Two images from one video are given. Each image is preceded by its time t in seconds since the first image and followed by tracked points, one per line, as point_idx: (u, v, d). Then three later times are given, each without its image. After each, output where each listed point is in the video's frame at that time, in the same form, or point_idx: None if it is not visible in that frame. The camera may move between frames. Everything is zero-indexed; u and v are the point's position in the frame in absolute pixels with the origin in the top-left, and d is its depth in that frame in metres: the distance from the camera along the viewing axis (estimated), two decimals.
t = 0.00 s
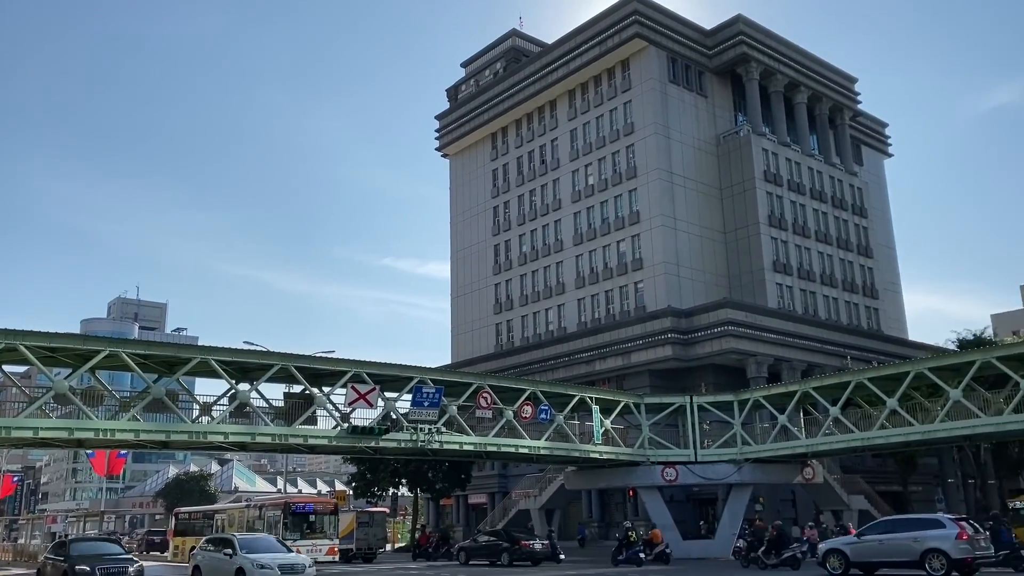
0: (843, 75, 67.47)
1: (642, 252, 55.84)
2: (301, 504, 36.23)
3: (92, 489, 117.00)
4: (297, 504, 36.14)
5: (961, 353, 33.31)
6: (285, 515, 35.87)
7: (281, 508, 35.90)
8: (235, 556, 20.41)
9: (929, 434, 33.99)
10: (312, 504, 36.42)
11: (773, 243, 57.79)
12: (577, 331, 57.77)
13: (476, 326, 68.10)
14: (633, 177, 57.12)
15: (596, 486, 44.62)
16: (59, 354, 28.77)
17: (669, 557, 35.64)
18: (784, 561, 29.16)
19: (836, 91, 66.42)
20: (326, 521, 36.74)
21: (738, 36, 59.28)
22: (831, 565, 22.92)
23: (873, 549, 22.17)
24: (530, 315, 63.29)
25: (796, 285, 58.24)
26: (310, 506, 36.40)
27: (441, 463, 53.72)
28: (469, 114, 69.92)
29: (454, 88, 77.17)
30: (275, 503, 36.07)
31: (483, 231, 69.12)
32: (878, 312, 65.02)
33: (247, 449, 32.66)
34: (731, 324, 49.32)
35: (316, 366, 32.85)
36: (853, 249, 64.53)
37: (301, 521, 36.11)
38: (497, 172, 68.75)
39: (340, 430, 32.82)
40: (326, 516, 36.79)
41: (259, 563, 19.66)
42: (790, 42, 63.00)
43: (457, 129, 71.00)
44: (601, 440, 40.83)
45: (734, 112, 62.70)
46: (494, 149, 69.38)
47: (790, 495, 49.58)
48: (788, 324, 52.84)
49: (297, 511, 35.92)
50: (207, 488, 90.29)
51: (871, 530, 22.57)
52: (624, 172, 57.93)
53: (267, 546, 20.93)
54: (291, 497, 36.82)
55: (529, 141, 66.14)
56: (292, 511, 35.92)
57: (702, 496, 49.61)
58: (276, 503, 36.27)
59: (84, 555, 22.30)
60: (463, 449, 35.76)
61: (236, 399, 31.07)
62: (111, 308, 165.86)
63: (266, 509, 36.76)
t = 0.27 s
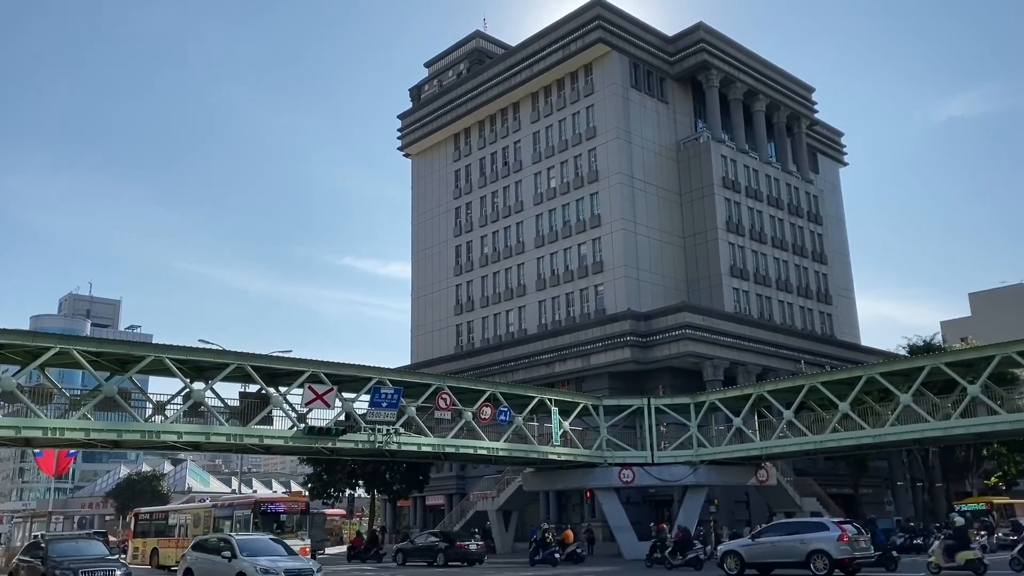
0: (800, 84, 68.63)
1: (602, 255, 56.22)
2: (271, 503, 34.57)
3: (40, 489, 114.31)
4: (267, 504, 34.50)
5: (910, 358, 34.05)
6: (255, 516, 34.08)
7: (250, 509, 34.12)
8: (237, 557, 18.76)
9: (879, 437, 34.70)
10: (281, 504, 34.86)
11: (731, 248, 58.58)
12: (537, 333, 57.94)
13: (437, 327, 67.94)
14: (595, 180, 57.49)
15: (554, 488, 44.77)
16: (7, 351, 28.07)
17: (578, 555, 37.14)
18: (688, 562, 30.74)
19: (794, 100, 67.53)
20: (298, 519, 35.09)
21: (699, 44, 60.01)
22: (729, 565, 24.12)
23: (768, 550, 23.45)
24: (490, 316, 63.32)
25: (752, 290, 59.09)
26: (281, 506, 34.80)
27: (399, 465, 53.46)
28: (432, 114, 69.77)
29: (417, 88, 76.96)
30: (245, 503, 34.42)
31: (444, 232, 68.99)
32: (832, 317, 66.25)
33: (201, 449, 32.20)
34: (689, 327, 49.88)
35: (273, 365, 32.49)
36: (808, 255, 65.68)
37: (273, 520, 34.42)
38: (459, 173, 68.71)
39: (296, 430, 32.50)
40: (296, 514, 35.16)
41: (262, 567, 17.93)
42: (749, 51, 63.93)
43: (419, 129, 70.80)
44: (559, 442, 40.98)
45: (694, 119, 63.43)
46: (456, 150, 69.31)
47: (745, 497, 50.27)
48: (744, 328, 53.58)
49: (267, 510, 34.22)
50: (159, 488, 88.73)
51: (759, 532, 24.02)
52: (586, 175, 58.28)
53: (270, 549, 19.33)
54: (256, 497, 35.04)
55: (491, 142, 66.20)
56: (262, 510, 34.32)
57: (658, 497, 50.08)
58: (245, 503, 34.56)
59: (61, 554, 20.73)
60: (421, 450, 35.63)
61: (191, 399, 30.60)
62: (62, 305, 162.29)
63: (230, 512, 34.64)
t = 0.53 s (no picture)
0: (761, 92, 69.50)
1: (565, 258, 56.31)
2: (242, 504, 33.03)
3: None
4: (238, 504, 32.87)
5: (865, 364, 34.56)
6: (224, 517, 32.37)
7: (219, 511, 32.40)
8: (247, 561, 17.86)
9: (833, 442, 35.16)
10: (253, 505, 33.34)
11: (691, 253, 59.08)
12: (498, 335, 57.82)
13: (397, 327, 67.44)
14: (558, 183, 57.58)
15: (512, 490, 44.63)
16: None
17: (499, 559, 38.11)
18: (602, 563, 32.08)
19: (754, 108, 68.38)
20: (270, 521, 33.80)
21: (662, 50, 60.45)
22: (637, 567, 24.88)
23: (675, 552, 24.18)
24: (451, 318, 63.04)
25: (712, 295, 59.65)
26: (252, 506, 33.33)
27: (356, 467, 52.90)
28: (395, 113, 69.30)
29: (380, 87, 76.42)
30: (214, 503, 32.62)
31: (406, 232, 68.55)
32: (789, 323, 67.16)
33: (154, 449, 31.47)
34: (649, 331, 50.16)
35: (229, 365, 31.89)
36: (766, 261, 66.52)
37: (243, 521, 32.97)
38: (422, 173, 68.34)
39: (252, 431, 31.94)
40: (268, 515, 33.85)
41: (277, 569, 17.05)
42: (711, 58, 64.58)
43: (382, 128, 70.28)
44: (519, 444, 40.85)
45: (657, 124, 63.89)
46: (419, 149, 68.93)
47: (702, 500, 50.63)
48: (703, 332, 54.04)
49: (239, 511, 32.70)
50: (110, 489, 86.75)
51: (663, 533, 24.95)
52: (549, 178, 58.35)
53: (281, 556, 18.32)
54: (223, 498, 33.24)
55: (455, 143, 65.97)
56: (234, 512, 32.66)
57: (616, 500, 50.25)
58: (215, 503, 32.72)
59: (50, 559, 17.91)
60: (379, 452, 35.25)
61: (144, 398, 29.89)
62: (10, 300, 158.10)
63: (195, 513, 32.64)
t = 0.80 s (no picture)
0: (724, 99, 70.33)
1: (529, 260, 56.40)
2: (219, 503, 30.84)
3: None
4: (213, 504, 30.69)
5: (822, 368, 35.08)
6: (201, 517, 30.39)
7: (195, 509, 30.39)
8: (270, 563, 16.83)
9: (791, 445, 35.64)
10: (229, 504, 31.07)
11: (654, 257, 59.57)
12: (462, 336, 57.71)
13: (359, 328, 66.97)
14: (524, 185, 57.68)
15: (473, 491, 44.55)
16: None
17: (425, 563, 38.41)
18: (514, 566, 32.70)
19: (717, 114, 69.17)
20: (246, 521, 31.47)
21: (628, 55, 60.89)
22: (554, 568, 26.77)
23: (590, 554, 26.04)
24: (414, 318, 62.77)
25: (674, 298, 60.20)
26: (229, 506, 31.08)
27: (316, 468, 52.43)
28: (360, 111, 68.86)
29: (345, 85, 75.88)
30: (188, 502, 30.63)
31: (370, 231, 68.13)
32: (749, 327, 68.01)
33: (108, 449, 30.87)
34: (612, 334, 50.45)
35: (187, 364, 31.38)
36: (727, 265, 67.31)
37: (218, 521, 30.72)
38: (387, 173, 67.98)
39: (210, 431, 31.47)
40: (244, 515, 31.54)
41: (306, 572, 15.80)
42: (676, 64, 65.19)
43: (347, 127, 69.78)
44: (481, 445, 40.77)
45: (622, 128, 64.32)
46: (384, 149, 68.57)
47: (661, 501, 51.02)
48: (666, 335, 54.48)
49: (214, 512, 30.51)
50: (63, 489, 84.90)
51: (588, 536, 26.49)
52: (515, 180, 58.43)
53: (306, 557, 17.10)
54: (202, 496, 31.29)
55: (420, 143, 65.75)
56: (207, 511, 30.53)
57: (577, 502, 50.44)
58: (189, 502, 30.73)
59: (48, 564, 16.97)
60: (339, 452, 34.95)
61: (99, 397, 29.30)
62: None
63: (174, 512, 31.05)
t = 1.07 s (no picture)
0: (690, 104, 70.93)
1: (496, 262, 56.35)
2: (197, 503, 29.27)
3: None
4: (190, 504, 29.14)
5: (784, 372, 35.45)
6: (179, 518, 28.88)
7: (172, 509, 28.86)
8: (317, 564, 15.39)
9: (752, 448, 35.96)
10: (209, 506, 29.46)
11: (620, 260, 59.86)
12: (427, 337, 57.47)
13: (323, 327, 66.38)
14: (491, 187, 57.63)
15: (436, 493, 44.30)
16: None
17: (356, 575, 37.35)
18: None
19: (684, 119, 69.74)
20: (225, 522, 29.90)
21: (596, 59, 61.15)
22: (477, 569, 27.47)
23: (511, 555, 26.84)
24: (379, 319, 62.37)
25: (639, 302, 60.54)
26: (208, 506, 29.51)
27: (277, 469, 51.83)
28: (326, 109, 68.28)
29: (312, 82, 75.21)
30: (165, 502, 29.15)
31: (335, 231, 67.56)
32: (712, 331, 68.64)
33: (63, 449, 30.20)
34: (578, 336, 50.58)
35: (146, 362, 30.81)
36: (692, 270, 67.88)
37: (196, 522, 29.14)
38: (353, 172, 67.50)
39: (169, 431, 30.92)
40: (223, 516, 29.93)
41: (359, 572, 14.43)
42: (643, 69, 65.61)
43: (313, 125, 69.16)
44: (444, 447, 40.60)
45: (590, 131, 64.56)
46: (350, 148, 68.08)
47: (624, 503, 51.20)
48: (631, 338, 54.74)
49: (191, 513, 28.97)
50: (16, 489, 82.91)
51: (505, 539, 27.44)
52: (482, 181, 58.36)
53: (355, 559, 15.70)
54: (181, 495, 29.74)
55: (387, 142, 65.39)
56: (185, 512, 29.00)
57: (540, 504, 50.46)
58: (166, 502, 29.23)
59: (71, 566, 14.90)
60: (300, 453, 34.55)
61: (55, 395, 28.65)
62: None
63: (150, 512, 29.54)
